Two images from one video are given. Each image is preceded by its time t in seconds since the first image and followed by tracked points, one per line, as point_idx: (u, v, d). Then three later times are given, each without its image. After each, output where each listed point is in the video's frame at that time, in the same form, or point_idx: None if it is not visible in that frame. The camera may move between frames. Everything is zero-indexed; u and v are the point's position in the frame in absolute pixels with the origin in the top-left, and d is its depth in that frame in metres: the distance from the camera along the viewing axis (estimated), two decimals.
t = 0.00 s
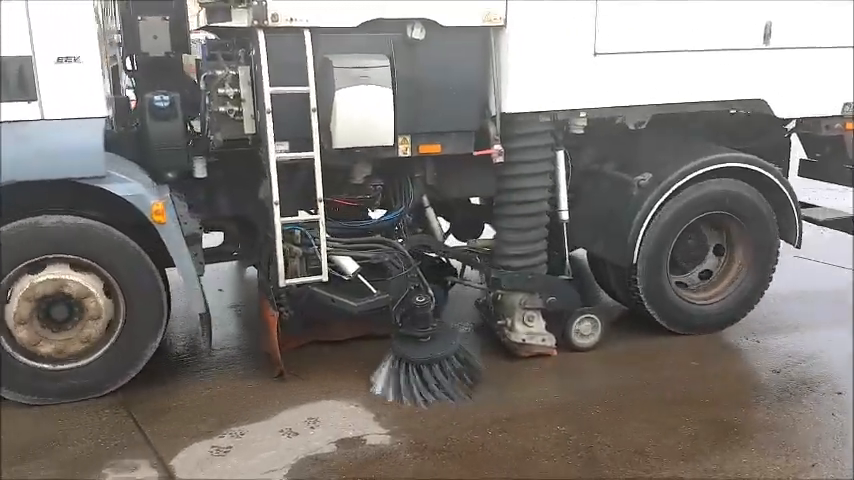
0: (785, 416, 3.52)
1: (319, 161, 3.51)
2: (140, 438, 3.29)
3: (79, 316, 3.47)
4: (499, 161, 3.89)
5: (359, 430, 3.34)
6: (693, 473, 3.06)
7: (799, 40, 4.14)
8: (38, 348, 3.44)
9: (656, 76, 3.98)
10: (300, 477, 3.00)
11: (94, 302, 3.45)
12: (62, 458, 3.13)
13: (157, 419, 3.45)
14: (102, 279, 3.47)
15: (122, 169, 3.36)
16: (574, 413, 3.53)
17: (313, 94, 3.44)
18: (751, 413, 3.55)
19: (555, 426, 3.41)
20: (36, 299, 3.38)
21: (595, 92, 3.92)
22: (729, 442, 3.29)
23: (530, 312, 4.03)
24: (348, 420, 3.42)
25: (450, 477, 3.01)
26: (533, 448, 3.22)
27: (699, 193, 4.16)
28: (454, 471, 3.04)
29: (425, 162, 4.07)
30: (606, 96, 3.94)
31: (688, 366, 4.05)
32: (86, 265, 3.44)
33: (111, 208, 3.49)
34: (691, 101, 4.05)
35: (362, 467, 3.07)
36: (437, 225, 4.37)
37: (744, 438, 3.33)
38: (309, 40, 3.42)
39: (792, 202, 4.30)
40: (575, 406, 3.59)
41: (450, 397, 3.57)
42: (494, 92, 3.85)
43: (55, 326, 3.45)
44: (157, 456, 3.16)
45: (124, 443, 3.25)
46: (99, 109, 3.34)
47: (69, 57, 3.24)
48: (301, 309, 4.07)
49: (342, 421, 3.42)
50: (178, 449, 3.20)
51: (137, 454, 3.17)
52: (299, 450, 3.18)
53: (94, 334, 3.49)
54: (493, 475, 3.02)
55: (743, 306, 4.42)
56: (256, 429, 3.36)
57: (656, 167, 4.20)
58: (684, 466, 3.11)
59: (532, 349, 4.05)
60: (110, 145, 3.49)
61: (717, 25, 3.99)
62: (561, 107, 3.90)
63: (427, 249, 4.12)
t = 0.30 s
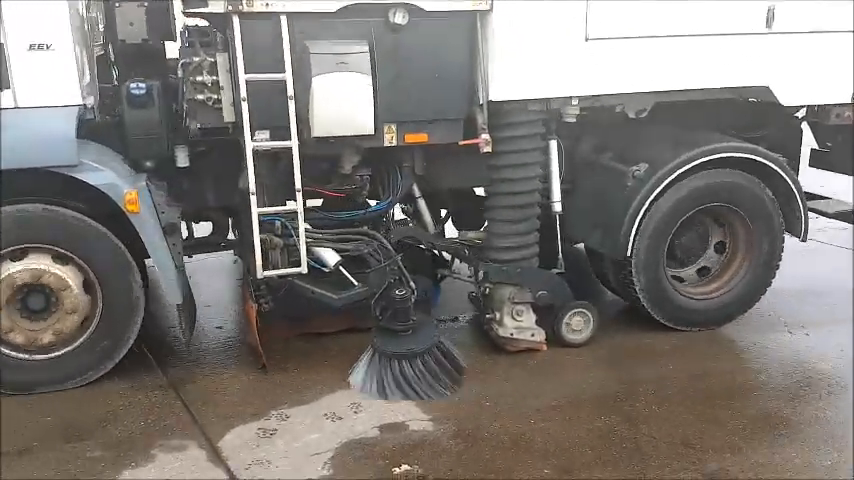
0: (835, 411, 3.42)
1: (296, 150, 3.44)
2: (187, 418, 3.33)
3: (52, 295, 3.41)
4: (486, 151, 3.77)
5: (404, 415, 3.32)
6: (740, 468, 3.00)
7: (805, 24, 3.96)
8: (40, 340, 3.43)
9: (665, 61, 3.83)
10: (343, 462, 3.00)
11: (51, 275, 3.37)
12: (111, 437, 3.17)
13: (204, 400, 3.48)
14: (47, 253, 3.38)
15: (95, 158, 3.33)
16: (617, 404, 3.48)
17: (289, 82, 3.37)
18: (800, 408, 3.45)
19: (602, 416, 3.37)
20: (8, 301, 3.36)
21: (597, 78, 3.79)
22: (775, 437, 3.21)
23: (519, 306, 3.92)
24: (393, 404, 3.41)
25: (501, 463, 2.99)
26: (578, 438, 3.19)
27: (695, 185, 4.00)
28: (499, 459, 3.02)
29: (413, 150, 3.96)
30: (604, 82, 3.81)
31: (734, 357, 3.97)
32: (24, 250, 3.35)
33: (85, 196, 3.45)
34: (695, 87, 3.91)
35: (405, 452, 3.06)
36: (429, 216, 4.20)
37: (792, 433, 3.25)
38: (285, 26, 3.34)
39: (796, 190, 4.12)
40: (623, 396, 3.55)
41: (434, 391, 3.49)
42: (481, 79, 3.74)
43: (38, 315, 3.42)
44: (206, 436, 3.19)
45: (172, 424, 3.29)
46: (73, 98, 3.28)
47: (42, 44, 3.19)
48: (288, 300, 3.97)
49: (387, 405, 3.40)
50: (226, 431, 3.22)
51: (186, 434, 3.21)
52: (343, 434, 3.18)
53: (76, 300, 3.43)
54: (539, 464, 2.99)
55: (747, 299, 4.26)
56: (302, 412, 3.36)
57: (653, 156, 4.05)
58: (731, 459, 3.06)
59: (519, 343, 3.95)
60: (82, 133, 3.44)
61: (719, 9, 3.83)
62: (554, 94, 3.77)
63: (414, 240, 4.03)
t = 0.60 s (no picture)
0: None
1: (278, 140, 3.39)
2: (237, 402, 3.39)
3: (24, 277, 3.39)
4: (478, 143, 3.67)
5: (447, 406, 3.32)
6: (794, 465, 2.93)
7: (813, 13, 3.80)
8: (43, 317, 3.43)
9: (678, 50, 3.71)
10: (388, 449, 3.01)
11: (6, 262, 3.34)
12: (164, 420, 3.23)
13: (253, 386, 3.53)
14: None
15: (75, 147, 3.32)
16: (665, 400, 3.42)
17: (272, 72, 3.31)
18: None
19: (648, 410, 3.31)
20: None
21: (602, 69, 3.68)
22: (830, 435, 3.13)
23: (510, 303, 3.82)
24: (437, 396, 3.41)
25: (548, 457, 2.95)
26: (625, 434, 3.13)
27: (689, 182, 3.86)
28: (546, 451, 2.99)
29: (405, 141, 3.87)
30: (608, 74, 3.70)
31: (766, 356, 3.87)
32: None
33: (65, 187, 3.41)
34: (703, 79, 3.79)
35: (451, 443, 3.04)
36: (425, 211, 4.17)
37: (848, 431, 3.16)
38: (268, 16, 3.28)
39: (800, 181, 3.95)
40: (669, 392, 3.48)
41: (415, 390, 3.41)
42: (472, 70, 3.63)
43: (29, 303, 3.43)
44: (254, 420, 3.23)
45: (222, 407, 3.34)
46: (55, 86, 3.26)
47: (23, 33, 3.16)
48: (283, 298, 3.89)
49: (432, 397, 3.40)
50: (274, 416, 3.26)
51: (235, 418, 3.25)
52: (389, 423, 3.19)
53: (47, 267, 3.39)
54: (585, 459, 2.95)
55: (756, 292, 4.10)
56: (348, 399, 3.38)
57: (653, 150, 3.92)
58: (785, 458, 2.97)
59: (510, 342, 3.83)
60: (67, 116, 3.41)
61: None
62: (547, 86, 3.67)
63: (405, 234, 3.95)
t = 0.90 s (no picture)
0: None
1: (267, 129, 3.35)
2: (295, 384, 3.42)
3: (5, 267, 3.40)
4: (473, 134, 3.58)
5: (502, 397, 3.30)
6: None
7: None
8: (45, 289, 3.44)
9: (695, 39, 3.62)
10: (445, 437, 3.00)
11: None
12: (225, 401, 3.28)
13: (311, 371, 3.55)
14: None
15: (64, 135, 3.31)
16: (726, 396, 3.34)
17: (259, 61, 3.29)
18: None
19: (708, 407, 3.24)
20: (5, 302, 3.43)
21: (615, 60, 3.59)
22: None
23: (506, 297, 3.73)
24: (492, 387, 3.39)
25: (607, 452, 2.91)
26: (686, 430, 3.06)
27: (683, 182, 3.72)
28: (607, 445, 2.95)
29: (402, 131, 3.79)
30: (616, 64, 3.60)
31: (808, 352, 3.78)
32: None
33: (54, 175, 3.42)
34: (714, 68, 3.67)
35: (506, 434, 3.02)
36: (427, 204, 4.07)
37: None
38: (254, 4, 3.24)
39: (805, 165, 3.77)
40: (729, 389, 3.39)
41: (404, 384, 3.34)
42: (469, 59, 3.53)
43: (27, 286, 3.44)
44: (311, 404, 3.25)
45: (282, 391, 3.36)
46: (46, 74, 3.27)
47: (12, 22, 3.18)
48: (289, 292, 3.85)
49: (486, 387, 3.38)
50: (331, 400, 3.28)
51: (293, 402, 3.27)
52: (443, 411, 3.18)
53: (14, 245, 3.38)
54: (645, 455, 2.90)
55: (774, 281, 3.94)
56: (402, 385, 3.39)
57: (657, 141, 3.79)
58: None
59: (505, 337, 3.74)
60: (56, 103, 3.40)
61: None
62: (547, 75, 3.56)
63: (403, 225, 3.86)
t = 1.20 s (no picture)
0: None
1: (255, 125, 3.33)
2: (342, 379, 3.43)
3: None
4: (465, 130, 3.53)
5: (550, 395, 3.28)
6: None
7: None
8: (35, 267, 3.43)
9: (700, 33, 3.52)
10: (492, 433, 3.00)
11: None
12: (275, 391, 3.34)
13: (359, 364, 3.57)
14: None
15: (57, 130, 3.33)
16: (779, 397, 3.28)
17: (247, 55, 3.25)
18: None
19: (759, 408, 3.19)
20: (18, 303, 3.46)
21: (616, 56, 3.50)
22: None
23: (499, 296, 3.68)
24: (540, 384, 3.37)
25: (658, 451, 2.89)
26: (740, 432, 3.02)
27: (675, 190, 3.62)
28: (658, 445, 2.93)
29: (397, 126, 3.75)
30: (618, 58, 3.51)
31: (841, 355, 3.69)
32: None
33: (47, 168, 3.43)
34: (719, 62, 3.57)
35: (555, 432, 3.01)
36: (426, 200, 4.00)
37: None
38: None
39: (806, 158, 3.63)
40: (785, 390, 3.33)
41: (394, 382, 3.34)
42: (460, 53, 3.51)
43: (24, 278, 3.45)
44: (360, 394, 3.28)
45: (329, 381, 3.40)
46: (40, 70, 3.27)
47: (3, 19, 3.17)
48: (295, 291, 3.82)
49: (533, 384, 3.36)
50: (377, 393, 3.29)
51: (342, 393, 3.30)
52: (491, 407, 3.17)
53: None
54: (697, 456, 2.87)
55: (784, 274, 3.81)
56: (449, 382, 3.39)
57: (657, 137, 3.69)
58: None
59: (499, 337, 3.69)
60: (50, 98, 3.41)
61: None
62: (541, 71, 3.49)
63: (399, 222, 3.80)
